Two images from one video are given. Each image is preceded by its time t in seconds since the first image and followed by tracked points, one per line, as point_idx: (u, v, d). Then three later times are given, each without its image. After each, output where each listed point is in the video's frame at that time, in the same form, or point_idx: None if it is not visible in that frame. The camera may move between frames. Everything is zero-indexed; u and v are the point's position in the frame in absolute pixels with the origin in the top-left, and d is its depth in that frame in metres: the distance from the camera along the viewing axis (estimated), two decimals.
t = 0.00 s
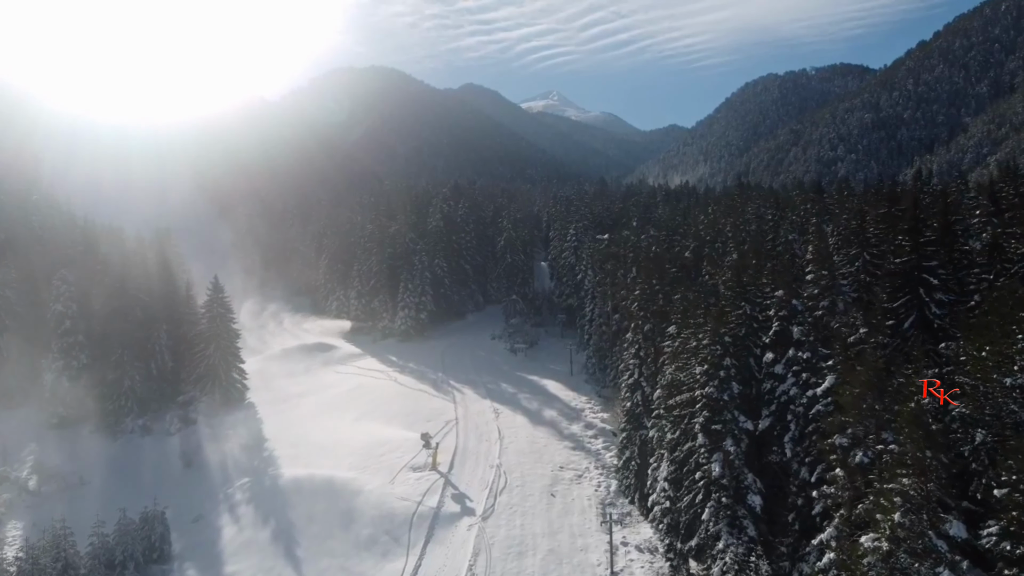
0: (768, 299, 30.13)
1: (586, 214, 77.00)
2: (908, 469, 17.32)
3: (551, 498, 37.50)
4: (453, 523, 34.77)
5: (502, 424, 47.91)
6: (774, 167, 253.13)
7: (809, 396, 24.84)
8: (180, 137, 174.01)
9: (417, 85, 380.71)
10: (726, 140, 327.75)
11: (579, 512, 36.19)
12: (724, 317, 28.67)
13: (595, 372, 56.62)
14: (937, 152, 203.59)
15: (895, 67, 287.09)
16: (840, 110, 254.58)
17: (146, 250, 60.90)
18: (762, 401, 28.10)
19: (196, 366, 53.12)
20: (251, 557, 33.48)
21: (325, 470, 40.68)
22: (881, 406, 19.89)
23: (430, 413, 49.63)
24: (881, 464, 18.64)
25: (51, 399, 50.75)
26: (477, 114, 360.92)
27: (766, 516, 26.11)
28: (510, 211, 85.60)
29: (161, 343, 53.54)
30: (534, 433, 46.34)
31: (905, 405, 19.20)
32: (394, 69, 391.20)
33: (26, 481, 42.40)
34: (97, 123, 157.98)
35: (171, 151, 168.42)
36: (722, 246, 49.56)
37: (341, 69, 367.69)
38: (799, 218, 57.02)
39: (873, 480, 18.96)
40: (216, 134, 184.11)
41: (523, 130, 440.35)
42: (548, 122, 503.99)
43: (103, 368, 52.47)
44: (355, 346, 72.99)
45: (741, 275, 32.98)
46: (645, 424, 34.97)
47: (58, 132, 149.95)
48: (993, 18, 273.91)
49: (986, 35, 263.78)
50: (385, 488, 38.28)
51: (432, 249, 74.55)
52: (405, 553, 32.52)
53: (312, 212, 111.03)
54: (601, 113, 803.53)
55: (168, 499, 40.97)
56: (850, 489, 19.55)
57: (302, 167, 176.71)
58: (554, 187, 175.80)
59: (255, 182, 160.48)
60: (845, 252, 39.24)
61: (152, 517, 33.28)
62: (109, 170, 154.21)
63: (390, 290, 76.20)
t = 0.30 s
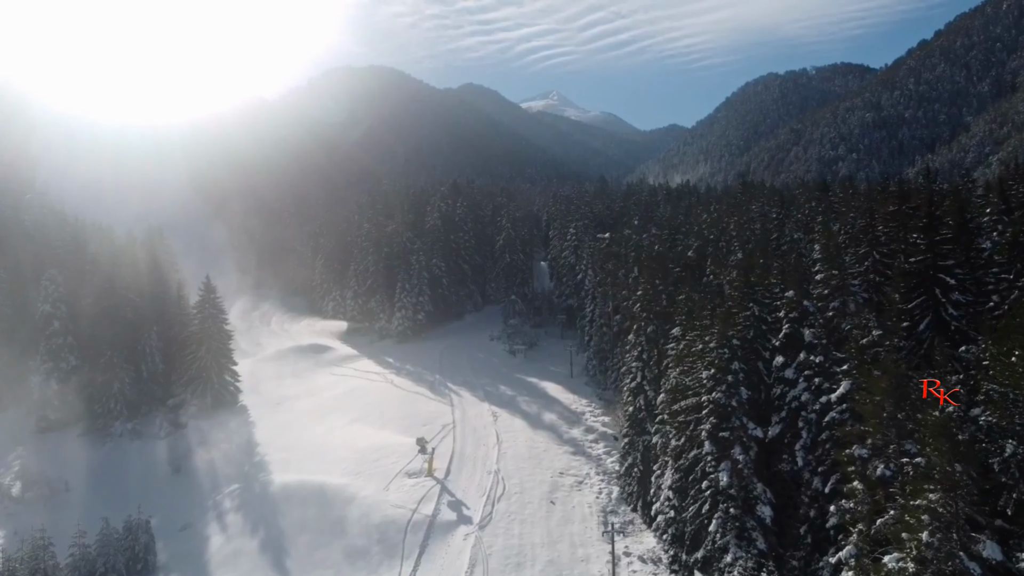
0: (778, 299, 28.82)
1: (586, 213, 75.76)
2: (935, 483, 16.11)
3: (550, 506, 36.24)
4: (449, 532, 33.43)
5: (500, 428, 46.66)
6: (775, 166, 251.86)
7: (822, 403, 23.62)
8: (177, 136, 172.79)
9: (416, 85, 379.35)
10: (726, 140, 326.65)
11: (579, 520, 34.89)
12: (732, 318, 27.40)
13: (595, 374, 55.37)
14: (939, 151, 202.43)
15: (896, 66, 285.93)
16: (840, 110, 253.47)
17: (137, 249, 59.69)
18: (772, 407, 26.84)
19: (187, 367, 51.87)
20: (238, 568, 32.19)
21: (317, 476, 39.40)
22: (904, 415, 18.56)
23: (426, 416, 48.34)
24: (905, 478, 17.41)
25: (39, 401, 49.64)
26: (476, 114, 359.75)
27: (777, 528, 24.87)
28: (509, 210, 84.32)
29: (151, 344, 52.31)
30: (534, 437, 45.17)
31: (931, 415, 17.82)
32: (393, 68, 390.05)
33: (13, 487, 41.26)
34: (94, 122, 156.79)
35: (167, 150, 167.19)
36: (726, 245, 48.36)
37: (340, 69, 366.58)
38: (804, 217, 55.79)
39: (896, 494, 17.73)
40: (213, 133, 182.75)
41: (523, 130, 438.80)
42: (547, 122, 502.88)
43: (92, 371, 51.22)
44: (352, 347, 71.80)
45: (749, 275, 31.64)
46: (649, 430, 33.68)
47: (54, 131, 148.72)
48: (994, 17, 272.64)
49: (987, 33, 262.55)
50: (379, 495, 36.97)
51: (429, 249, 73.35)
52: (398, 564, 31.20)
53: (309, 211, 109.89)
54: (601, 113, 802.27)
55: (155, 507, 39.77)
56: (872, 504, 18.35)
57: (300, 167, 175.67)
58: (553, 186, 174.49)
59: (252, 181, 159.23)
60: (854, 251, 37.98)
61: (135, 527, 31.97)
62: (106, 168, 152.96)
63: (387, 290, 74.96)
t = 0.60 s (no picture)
0: (790, 300, 27.43)
1: (586, 212, 74.39)
2: (971, 502, 14.80)
3: (550, 514, 34.92)
4: (444, 542, 32.03)
5: (499, 432, 45.37)
6: (776, 165, 250.61)
7: (840, 410, 22.22)
8: (174, 133, 171.01)
9: (415, 84, 377.60)
10: (726, 140, 325.34)
11: (580, 530, 33.56)
12: (741, 321, 26.00)
13: (596, 376, 54.05)
14: (941, 150, 201.24)
15: (897, 66, 284.59)
16: (842, 109, 252.11)
17: (127, 248, 58.32)
18: (784, 413, 25.45)
19: (178, 370, 50.55)
20: None
21: (308, 483, 38.01)
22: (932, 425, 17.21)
23: (423, 421, 46.94)
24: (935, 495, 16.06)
25: (26, 404, 48.07)
26: (476, 113, 358.41)
27: (790, 541, 23.54)
28: (508, 208, 82.95)
29: (140, 345, 51.07)
30: (532, 442, 43.82)
31: (962, 427, 16.45)
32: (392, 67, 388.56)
33: None
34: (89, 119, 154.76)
35: (164, 147, 165.45)
36: (731, 245, 47.03)
37: (339, 68, 365.12)
38: (810, 215, 54.46)
39: (924, 512, 16.40)
40: (210, 130, 181.00)
41: (523, 130, 437.35)
42: (547, 122, 501.48)
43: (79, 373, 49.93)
44: (348, 349, 70.44)
45: (758, 274, 30.28)
46: (653, 436, 32.30)
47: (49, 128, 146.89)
48: (996, 15, 271.16)
49: (989, 32, 261.07)
50: (373, 503, 35.57)
51: (426, 248, 72.06)
52: None
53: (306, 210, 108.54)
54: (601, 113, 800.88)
55: (140, 515, 38.45)
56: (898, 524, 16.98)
57: (297, 166, 174.44)
58: (553, 186, 173.02)
59: (249, 180, 157.86)
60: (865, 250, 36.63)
61: (118, 536, 30.62)
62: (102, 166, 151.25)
63: (383, 290, 73.60)
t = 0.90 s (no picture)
0: (802, 301, 26.07)
1: (586, 211, 72.97)
2: (1013, 525, 13.46)
3: (550, 524, 33.53)
4: (440, 553, 30.52)
5: (497, 437, 44.02)
6: (777, 165, 249.11)
7: (858, 419, 20.90)
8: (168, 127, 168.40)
9: (414, 82, 375.74)
10: (727, 139, 323.88)
11: (581, 540, 32.14)
12: (751, 324, 24.66)
13: (597, 379, 52.70)
14: (943, 149, 199.91)
15: (898, 65, 283.27)
16: (843, 108, 250.55)
17: (116, 247, 56.86)
18: (796, 420, 24.13)
19: (167, 372, 49.22)
20: None
21: (299, 490, 36.66)
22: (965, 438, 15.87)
23: (418, 425, 45.58)
24: (969, 514, 14.74)
25: (12, 409, 46.04)
26: (475, 112, 356.60)
27: (804, 557, 22.24)
28: (507, 208, 81.55)
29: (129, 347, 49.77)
30: (532, 447, 42.45)
31: (999, 439, 15.09)
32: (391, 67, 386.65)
33: None
34: (83, 115, 152.44)
35: (159, 143, 163.34)
36: (737, 243, 45.67)
37: (338, 67, 363.10)
38: (816, 214, 53.11)
39: (957, 533, 15.10)
40: (206, 128, 179.22)
41: (522, 129, 435.61)
42: (547, 121, 499.79)
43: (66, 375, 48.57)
44: (344, 351, 69.10)
45: (768, 273, 28.90)
46: (656, 443, 30.93)
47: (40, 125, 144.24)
48: (997, 15, 269.92)
49: (991, 32, 259.59)
50: (366, 512, 34.21)
51: (424, 248, 70.71)
52: None
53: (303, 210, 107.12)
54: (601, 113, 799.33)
55: (125, 525, 37.03)
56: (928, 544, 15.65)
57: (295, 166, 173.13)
58: (552, 186, 171.50)
59: (246, 179, 156.47)
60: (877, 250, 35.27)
61: (98, 548, 29.19)
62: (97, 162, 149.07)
63: (380, 290, 72.19)
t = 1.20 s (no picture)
0: (816, 301, 24.67)
1: (586, 209, 71.62)
2: None
3: (549, 534, 32.11)
4: (434, 565, 29.04)
5: (495, 441, 42.71)
6: (778, 165, 247.73)
7: (879, 428, 19.59)
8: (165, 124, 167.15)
9: (413, 82, 374.10)
10: (727, 139, 322.44)
11: (580, 551, 30.68)
12: (763, 326, 23.29)
13: (598, 382, 51.41)
14: (945, 149, 198.67)
15: (899, 64, 281.82)
16: (845, 107, 248.97)
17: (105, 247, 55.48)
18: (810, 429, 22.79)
19: (156, 374, 47.92)
20: None
21: (289, 498, 35.29)
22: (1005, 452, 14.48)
23: (414, 429, 44.24)
24: (1012, 538, 13.39)
25: None
26: (475, 112, 354.94)
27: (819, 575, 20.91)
28: (506, 206, 80.21)
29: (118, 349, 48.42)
30: (531, 453, 41.09)
31: None
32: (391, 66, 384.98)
33: None
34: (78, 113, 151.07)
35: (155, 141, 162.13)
36: (742, 243, 44.34)
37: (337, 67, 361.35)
38: (823, 213, 51.78)
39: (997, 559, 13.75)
40: (204, 126, 178.01)
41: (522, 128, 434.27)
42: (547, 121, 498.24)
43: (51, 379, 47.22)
44: (339, 352, 67.75)
45: (778, 273, 27.54)
46: (661, 451, 29.57)
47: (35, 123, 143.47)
48: (999, 14, 268.53)
49: (993, 31, 258.13)
50: (359, 520, 32.81)
51: (422, 248, 69.44)
52: None
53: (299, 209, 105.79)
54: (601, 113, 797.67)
55: (108, 534, 35.64)
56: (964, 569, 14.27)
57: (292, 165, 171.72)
58: (551, 185, 170.08)
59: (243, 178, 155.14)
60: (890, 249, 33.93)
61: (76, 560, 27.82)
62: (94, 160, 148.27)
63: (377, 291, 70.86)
